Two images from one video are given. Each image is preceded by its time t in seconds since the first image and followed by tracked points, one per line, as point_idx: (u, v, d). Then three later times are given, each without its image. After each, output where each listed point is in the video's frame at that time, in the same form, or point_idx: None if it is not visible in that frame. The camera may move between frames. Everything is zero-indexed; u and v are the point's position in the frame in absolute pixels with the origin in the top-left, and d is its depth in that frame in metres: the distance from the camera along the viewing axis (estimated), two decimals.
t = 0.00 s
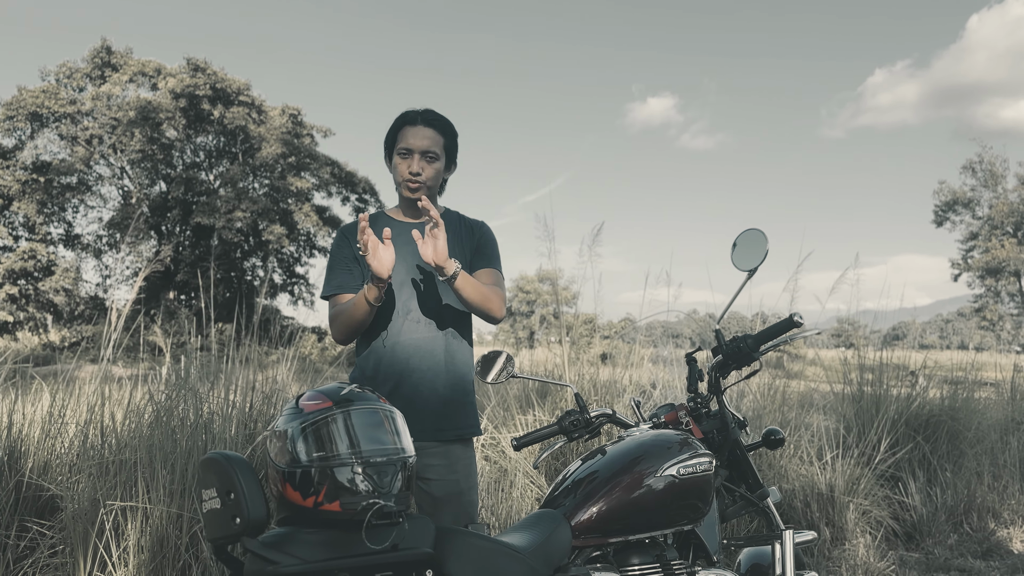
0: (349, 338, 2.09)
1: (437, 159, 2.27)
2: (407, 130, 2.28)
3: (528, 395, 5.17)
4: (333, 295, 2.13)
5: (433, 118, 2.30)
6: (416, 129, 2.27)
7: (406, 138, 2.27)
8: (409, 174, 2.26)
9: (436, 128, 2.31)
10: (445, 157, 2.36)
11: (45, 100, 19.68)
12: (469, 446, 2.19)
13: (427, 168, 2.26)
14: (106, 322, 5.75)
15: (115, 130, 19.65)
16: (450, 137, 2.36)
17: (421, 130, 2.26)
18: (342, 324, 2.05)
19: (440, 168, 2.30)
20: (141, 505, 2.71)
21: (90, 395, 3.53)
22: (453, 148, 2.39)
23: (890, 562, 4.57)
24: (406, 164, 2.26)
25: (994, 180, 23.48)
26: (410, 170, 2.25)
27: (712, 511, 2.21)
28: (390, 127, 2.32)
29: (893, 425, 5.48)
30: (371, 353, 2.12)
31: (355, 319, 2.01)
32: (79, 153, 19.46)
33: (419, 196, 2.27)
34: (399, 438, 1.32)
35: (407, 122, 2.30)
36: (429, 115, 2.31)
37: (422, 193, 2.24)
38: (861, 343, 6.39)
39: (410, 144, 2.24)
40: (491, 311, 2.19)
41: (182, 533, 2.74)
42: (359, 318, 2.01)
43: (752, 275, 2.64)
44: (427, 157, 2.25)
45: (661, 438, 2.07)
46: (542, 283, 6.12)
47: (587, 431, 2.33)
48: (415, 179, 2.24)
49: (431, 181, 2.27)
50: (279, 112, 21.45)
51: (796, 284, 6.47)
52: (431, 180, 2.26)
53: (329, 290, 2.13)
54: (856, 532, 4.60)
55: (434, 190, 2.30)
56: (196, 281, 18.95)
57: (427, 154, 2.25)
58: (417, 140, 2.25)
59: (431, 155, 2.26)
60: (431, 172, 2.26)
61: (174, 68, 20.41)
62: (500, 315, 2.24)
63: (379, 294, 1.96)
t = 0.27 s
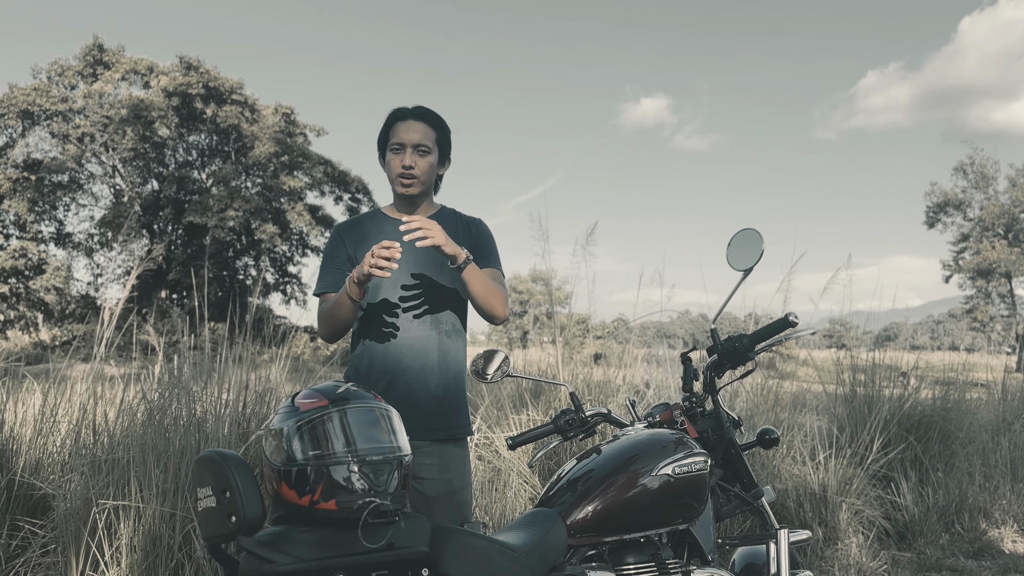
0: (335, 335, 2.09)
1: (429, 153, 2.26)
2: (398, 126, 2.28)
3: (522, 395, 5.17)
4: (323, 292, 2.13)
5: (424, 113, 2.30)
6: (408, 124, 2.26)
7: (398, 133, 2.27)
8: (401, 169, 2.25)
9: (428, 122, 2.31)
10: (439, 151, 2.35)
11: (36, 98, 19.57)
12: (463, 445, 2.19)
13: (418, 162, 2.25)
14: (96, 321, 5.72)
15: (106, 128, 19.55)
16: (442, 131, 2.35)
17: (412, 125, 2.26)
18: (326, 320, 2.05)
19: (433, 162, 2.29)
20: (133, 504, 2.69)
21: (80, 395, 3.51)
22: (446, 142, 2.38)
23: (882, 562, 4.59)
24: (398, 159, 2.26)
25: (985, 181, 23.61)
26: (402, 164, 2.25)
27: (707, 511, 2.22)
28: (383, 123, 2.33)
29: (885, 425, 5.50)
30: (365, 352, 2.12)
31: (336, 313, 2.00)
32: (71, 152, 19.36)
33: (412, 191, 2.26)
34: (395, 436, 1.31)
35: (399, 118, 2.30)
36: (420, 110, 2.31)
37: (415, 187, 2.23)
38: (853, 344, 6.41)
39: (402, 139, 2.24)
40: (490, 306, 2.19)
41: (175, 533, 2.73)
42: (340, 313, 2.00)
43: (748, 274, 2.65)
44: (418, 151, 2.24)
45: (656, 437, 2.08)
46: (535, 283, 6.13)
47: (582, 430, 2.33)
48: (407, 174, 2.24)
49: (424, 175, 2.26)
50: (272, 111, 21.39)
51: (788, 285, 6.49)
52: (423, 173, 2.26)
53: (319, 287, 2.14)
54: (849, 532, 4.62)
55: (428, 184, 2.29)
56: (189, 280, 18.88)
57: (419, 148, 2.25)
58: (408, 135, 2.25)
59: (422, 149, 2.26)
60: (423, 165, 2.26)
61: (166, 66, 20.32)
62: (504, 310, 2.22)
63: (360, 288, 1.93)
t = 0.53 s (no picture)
0: (332, 317, 2.08)
1: (427, 151, 2.27)
2: (395, 125, 2.27)
3: (515, 394, 5.17)
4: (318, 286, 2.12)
5: (421, 110, 2.29)
6: (404, 122, 2.26)
7: (395, 132, 2.26)
8: (400, 168, 2.25)
9: (425, 120, 2.30)
10: (436, 149, 2.35)
11: (27, 96, 19.46)
12: (458, 444, 2.19)
13: (417, 160, 2.25)
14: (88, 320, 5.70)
15: (98, 127, 19.46)
16: (438, 128, 2.35)
17: (409, 123, 2.25)
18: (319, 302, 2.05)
19: (431, 160, 2.29)
20: (125, 503, 2.68)
21: (71, 394, 3.50)
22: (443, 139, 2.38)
23: (874, 561, 4.61)
24: (396, 158, 2.26)
25: (977, 183, 23.75)
26: (400, 163, 2.25)
27: (701, 510, 2.22)
28: (378, 123, 2.32)
29: (878, 425, 5.53)
30: (361, 348, 2.11)
31: (327, 290, 2.00)
32: (62, 150, 19.26)
33: (412, 189, 2.27)
34: (390, 434, 1.31)
35: (395, 117, 2.29)
36: (417, 108, 2.30)
37: (415, 186, 2.24)
38: (845, 345, 6.44)
39: (399, 137, 2.24)
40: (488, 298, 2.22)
41: (168, 531, 2.73)
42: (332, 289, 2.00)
43: (742, 274, 2.65)
44: (416, 148, 2.25)
45: (650, 436, 2.08)
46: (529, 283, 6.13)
47: (577, 430, 2.33)
48: (406, 171, 2.24)
49: (423, 173, 2.27)
50: (265, 110, 21.33)
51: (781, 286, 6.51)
52: (423, 171, 2.26)
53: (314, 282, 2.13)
54: (841, 532, 4.64)
55: (427, 182, 2.29)
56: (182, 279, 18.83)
57: (417, 146, 2.25)
58: (406, 133, 2.25)
59: (420, 147, 2.26)
60: (423, 163, 2.26)
61: (159, 65, 20.24)
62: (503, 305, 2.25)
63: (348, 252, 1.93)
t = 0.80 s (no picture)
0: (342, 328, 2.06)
1: (427, 150, 2.26)
2: (394, 125, 2.27)
3: (510, 394, 5.17)
4: (318, 288, 2.11)
5: (418, 111, 2.29)
6: (403, 123, 2.26)
7: (394, 133, 2.26)
8: (400, 169, 2.24)
9: (423, 120, 2.30)
10: (434, 148, 2.35)
11: (20, 94, 19.36)
12: (454, 443, 2.19)
13: (418, 160, 2.25)
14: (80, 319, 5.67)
15: (91, 125, 19.37)
16: (436, 128, 2.35)
17: (408, 123, 2.25)
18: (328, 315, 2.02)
19: (430, 159, 2.29)
20: (118, 502, 2.67)
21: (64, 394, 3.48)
22: (440, 139, 2.38)
23: (867, 560, 4.63)
24: (396, 159, 2.25)
25: (969, 184, 23.87)
26: (401, 164, 2.24)
27: (695, 509, 2.23)
28: (376, 123, 2.31)
29: (871, 425, 5.55)
30: (361, 349, 2.11)
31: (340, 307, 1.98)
32: (55, 149, 19.16)
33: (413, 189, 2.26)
34: (385, 433, 1.31)
35: (393, 117, 2.28)
36: (414, 108, 2.30)
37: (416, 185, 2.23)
38: (838, 345, 6.47)
39: (399, 138, 2.23)
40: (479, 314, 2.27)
41: (162, 530, 2.72)
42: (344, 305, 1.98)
43: (736, 273, 2.66)
44: (416, 149, 2.24)
45: (645, 435, 2.09)
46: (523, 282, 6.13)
47: (571, 429, 2.33)
48: (407, 171, 2.23)
49: (423, 173, 2.26)
50: (259, 109, 21.28)
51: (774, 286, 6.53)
52: (423, 171, 2.26)
53: (313, 283, 2.12)
54: (834, 532, 4.66)
55: (427, 182, 2.29)
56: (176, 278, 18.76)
57: (417, 146, 2.25)
58: (405, 134, 2.25)
59: (420, 147, 2.26)
60: (423, 163, 2.26)
61: (152, 63, 20.17)
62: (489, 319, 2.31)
63: (366, 282, 1.91)
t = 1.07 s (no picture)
0: (337, 334, 2.06)
1: (431, 150, 2.28)
2: (397, 126, 2.27)
3: (506, 393, 5.17)
4: (317, 292, 2.10)
5: (422, 111, 2.30)
6: (406, 123, 2.26)
7: (397, 133, 2.26)
8: (406, 169, 2.24)
9: (426, 121, 2.32)
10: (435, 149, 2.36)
11: (14, 93, 19.29)
12: (454, 442, 2.18)
13: (423, 160, 2.26)
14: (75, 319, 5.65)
15: (86, 125, 19.31)
16: (436, 129, 2.37)
17: (413, 124, 2.26)
18: (325, 321, 2.01)
19: (434, 159, 2.31)
20: (115, 502, 2.66)
21: (59, 394, 3.47)
22: (439, 139, 2.39)
23: (862, 559, 4.65)
24: (401, 159, 2.25)
25: (963, 185, 23.95)
26: (407, 164, 2.23)
27: (693, 508, 2.23)
28: (377, 123, 2.29)
29: (866, 425, 5.57)
30: (361, 352, 2.11)
31: (335, 316, 1.97)
32: (49, 148, 19.10)
33: (419, 189, 2.25)
34: (384, 433, 1.32)
35: (396, 117, 2.28)
36: (417, 108, 2.31)
37: (423, 184, 2.24)
38: (832, 345, 6.49)
39: (404, 138, 2.23)
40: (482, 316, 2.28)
41: (159, 530, 2.71)
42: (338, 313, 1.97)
43: (734, 273, 2.67)
44: (422, 149, 2.25)
45: (642, 435, 2.09)
46: (518, 283, 6.14)
47: (569, 428, 2.33)
48: (414, 171, 2.22)
49: (428, 173, 2.27)
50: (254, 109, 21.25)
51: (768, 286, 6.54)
52: (429, 171, 2.26)
53: (314, 286, 2.10)
54: (830, 531, 4.67)
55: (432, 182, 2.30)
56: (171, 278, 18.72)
57: (422, 146, 2.26)
58: (409, 134, 2.25)
59: (425, 147, 2.27)
60: (428, 163, 2.27)
61: (147, 63, 20.13)
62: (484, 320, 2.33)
63: (363, 294, 1.91)
